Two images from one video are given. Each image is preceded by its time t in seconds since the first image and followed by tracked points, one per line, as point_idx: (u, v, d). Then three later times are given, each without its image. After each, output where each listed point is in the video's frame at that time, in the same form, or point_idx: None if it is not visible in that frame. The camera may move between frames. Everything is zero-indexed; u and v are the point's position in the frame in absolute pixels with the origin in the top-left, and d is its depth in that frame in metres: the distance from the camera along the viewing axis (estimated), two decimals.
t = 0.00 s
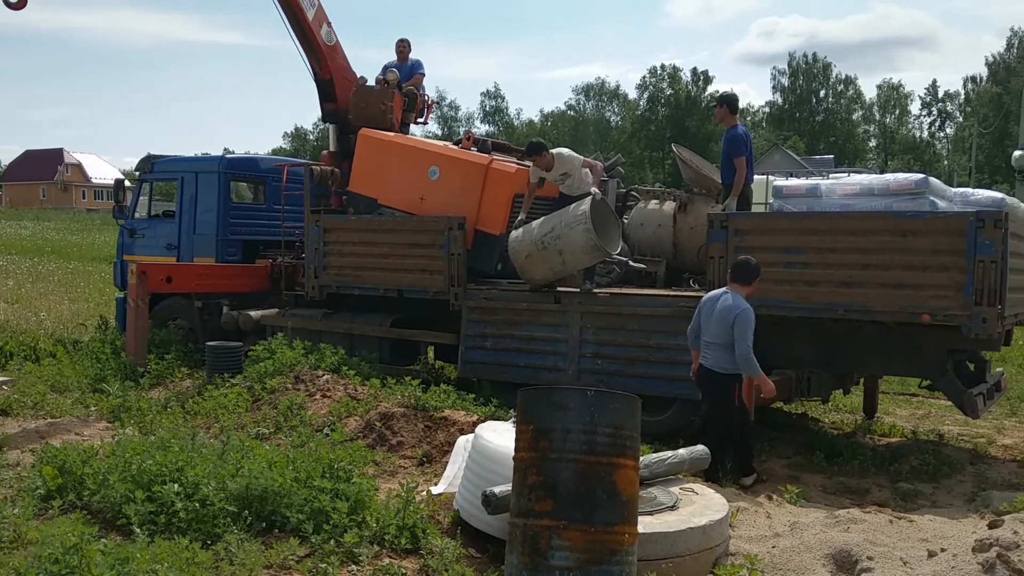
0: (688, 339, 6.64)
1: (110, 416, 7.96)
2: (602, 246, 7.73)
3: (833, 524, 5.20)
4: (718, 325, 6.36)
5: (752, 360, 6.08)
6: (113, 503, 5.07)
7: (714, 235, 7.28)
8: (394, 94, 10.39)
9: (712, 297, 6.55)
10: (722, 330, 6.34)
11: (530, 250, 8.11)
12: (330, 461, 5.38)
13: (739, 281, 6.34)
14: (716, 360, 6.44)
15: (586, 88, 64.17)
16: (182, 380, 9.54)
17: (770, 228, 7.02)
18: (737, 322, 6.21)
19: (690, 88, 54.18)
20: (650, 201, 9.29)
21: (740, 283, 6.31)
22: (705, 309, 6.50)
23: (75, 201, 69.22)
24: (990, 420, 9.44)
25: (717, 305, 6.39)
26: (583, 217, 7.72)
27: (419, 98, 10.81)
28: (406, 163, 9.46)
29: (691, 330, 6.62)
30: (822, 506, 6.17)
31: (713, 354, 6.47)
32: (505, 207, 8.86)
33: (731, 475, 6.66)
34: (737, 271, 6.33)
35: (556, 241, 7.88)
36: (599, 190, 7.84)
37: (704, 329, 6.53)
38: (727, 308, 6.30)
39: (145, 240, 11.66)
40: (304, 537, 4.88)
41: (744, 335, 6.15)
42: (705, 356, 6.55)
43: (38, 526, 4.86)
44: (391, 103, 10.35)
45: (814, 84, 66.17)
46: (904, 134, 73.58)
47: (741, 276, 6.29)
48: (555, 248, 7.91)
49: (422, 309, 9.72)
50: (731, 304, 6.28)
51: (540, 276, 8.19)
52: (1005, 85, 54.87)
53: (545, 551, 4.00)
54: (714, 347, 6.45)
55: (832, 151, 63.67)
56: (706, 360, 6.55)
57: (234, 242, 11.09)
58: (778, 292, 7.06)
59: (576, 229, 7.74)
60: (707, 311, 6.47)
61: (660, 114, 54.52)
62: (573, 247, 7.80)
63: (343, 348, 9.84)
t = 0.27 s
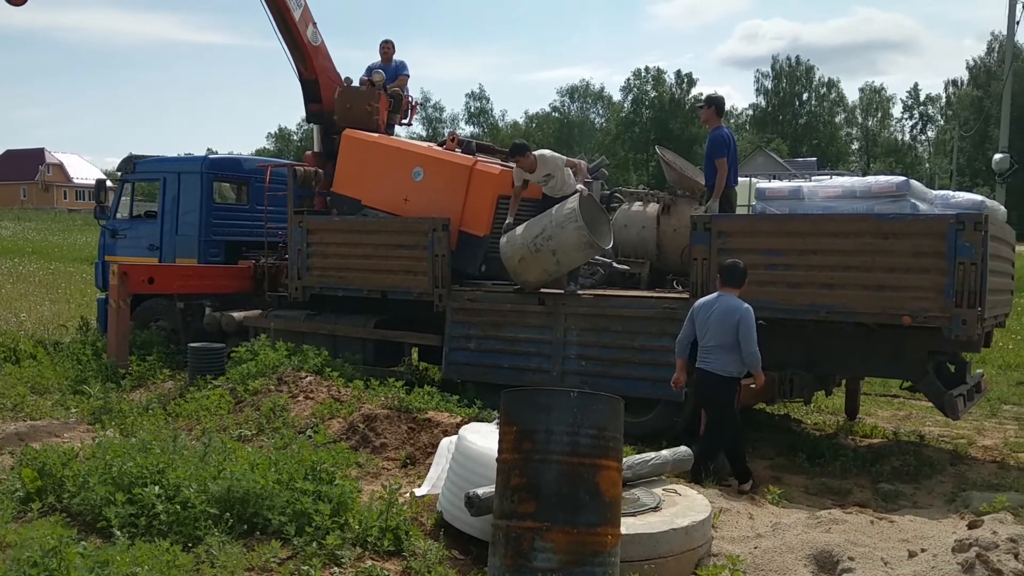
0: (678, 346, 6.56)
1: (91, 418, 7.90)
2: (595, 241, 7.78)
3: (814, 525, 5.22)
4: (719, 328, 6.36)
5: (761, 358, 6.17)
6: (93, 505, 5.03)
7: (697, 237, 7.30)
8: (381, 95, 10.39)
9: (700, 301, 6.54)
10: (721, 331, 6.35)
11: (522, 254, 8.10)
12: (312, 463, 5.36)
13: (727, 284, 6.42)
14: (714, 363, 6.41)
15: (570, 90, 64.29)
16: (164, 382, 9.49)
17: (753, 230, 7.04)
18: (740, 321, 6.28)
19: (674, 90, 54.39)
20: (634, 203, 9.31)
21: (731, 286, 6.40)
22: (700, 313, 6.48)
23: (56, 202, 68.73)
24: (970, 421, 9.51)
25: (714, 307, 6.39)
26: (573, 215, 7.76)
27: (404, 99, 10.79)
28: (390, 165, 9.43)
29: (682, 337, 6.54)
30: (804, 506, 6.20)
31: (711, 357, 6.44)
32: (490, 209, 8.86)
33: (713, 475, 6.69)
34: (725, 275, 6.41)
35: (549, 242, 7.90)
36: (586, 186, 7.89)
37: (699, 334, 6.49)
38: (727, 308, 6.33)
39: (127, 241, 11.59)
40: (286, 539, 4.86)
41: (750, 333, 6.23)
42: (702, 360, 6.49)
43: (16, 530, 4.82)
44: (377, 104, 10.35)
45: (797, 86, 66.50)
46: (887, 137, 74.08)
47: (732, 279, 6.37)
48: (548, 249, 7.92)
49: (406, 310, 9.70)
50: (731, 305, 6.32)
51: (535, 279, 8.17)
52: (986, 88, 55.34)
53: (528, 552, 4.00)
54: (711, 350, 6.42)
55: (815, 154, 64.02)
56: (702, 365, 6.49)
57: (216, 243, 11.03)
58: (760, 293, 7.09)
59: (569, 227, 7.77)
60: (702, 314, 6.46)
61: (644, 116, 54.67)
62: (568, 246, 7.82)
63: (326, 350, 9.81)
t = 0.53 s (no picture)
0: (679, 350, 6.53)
1: (72, 419, 7.86)
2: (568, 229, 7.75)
3: (797, 526, 5.25)
4: (722, 327, 6.39)
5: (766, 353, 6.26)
6: (75, 507, 5.00)
7: (681, 239, 7.32)
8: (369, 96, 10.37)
9: (696, 304, 6.56)
10: (722, 331, 6.40)
11: (503, 252, 8.12)
12: (296, 465, 5.34)
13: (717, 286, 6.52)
14: (717, 363, 6.44)
15: (556, 91, 64.43)
16: (147, 383, 9.44)
17: (737, 232, 7.07)
18: (741, 319, 6.35)
19: (659, 92, 54.59)
20: (619, 204, 9.33)
21: (723, 287, 6.50)
22: (700, 315, 6.50)
23: (39, 202, 68.29)
24: (952, 422, 9.57)
25: (714, 308, 6.44)
26: (542, 207, 7.75)
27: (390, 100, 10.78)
28: (376, 165, 9.41)
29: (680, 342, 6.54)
30: (787, 507, 6.22)
31: (714, 357, 6.46)
32: (475, 210, 8.86)
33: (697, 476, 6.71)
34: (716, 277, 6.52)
35: (523, 238, 7.90)
36: (551, 177, 7.88)
37: (701, 335, 6.50)
38: (727, 308, 6.39)
39: (110, 241, 11.52)
40: (269, 541, 4.84)
41: (753, 329, 6.31)
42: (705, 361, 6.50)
43: None
44: (366, 105, 10.32)
45: (782, 89, 66.79)
46: (870, 140, 74.51)
47: (724, 280, 6.47)
48: (524, 244, 7.92)
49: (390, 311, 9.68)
50: (732, 305, 6.38)
51: (519, 275, 8.17)
52: (969, 92, 55.75)
53: (512, 554, 4.00)
54: (714, 350, 6.45)
55: (800, 156, 64.32)
56: (704, 366, 6.50)
57: (200, 243, 10.98)
58: (744, 295, 7.11)
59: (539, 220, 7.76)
60: (702, 316, 6.49)
61: (630, 118, 54.80)
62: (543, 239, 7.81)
63: (311, 351, 9.77)
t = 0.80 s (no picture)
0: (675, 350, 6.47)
1: (56, 420, 7.81)
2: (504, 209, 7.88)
3: (782, 526, 5.27)
4: (721, 327, 6.38)
5: (766, 351, 6.31)
6: (58, 509, 4.97)
7: (668, 240, 7.34)
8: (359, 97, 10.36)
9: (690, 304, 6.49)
10: (721, 330, 6.39)
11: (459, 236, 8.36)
12: (282, 466, 5.32)
13: (708, 286, 6.52)
14: (717, 362, 6.44)
15: (544, 93, 64.52)
16: (132, 384, 9.40)
17: (723, 233, 7.10)
18: (740, 318, 6.35)
19: (647, 94, 54.75)
20: (606, 206, 9.35)
21: (715, 286, 6.50)
22: (697, 315, 6.45)
23: (24, 202, 67.89)
24: (937, 422, 9.63)
25: (713, 307, 6.40)
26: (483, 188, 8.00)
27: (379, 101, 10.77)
28: (363, 166, 9.39)
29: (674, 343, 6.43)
30: (773, 508, 6.25)
31: (714, 357, 6.45)
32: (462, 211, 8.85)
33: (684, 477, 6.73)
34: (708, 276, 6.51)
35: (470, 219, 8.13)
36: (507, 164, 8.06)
37: (700, 335, 6.47)
38: (726, 307, 6.37)
39: (95, 242, 11.46)
40: (254, 542, 4.82)
41: (752, 328, 6.34)
42: (704, 361, 6.49)
43: None
44: (355, 106, 10.30)
45: (769, 91, 67.04)
46: (856, 142, 74.86)
47: (717, 280, 6.46)
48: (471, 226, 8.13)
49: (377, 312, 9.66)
50: (730, 304, 6.37)
51: (476, 259, 8.30)
52: (954, 94, 56.11)
53: (498, 554, 4.00)
54: (713, 350, 6.44)
55: (786, 158, 64.57)
56: (704, 366, 6.49)
57: (185, 243, 10.93)
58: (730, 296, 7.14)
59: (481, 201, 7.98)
60: (699, 316, 6.44)
61: (617, 120, 54.92)
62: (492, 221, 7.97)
63: (297, 351, 9.74)
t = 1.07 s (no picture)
0: (682, 354, 6.41)
1: (43, 421, 7.78)
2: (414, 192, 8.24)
3: (770, 526, 5.28)
4: (727, 331, 6.41)
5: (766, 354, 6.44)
6: (44, 511, 4.95)
7: (657, 241, 7.35)
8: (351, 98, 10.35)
9: (697, 307, 6.45)
10: (727, 334, 6.41)
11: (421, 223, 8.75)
12: (270, 467, 5.31)
13: (709, 288, 6.53)
14: (721, 366, 6.46)
15: (533, 93, 64.58)
16: (119, 385, 9.36)
17: (712, 234, 7.12)
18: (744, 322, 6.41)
19: (636, 95, 54.89)
20: (595, 206, 9.36)
21: (717, 290, 6.51)
22: (704, 319, 6.43)
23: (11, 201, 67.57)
24: (924, 422, 9.67)
25: (719, 311, 6.41)
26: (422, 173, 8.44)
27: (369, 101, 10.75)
28: (352, 166, 9.37)
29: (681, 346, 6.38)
30: (761, 508, 6.27)
31: (718, 360, 6.47)
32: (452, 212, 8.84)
33: (672, 477, 6.75)
34: (711, 279, 6.51)
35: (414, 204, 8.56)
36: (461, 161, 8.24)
37: (705, 338, 6.46)
38: (732, 311, 6.41)
39: (82, 242, 11.41)
40: (242, 543, 4.80)
41: (754, 332, 6.44)
42: (708, 364, 6.49)
43: None
44: (347, 106, 10.32)
45: (758, 92, 67.23)
46: (845, 143, 75.14)
47: (721, 284, 6.47)
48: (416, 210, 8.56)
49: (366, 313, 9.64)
50: (735, 308, 6.42)
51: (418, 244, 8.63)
52: (941, 96, 56.41)
53: (486, 555, 3.99)
54: (718, 353, 6.46)
55: (775, 159, 64.77)
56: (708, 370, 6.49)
57: (173, 244, 10.89)
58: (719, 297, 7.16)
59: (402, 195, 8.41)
60: (706, 320, 6.42)
61: (607, 120, 55.03)
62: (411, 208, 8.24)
63: (286, 352, 9.72)
